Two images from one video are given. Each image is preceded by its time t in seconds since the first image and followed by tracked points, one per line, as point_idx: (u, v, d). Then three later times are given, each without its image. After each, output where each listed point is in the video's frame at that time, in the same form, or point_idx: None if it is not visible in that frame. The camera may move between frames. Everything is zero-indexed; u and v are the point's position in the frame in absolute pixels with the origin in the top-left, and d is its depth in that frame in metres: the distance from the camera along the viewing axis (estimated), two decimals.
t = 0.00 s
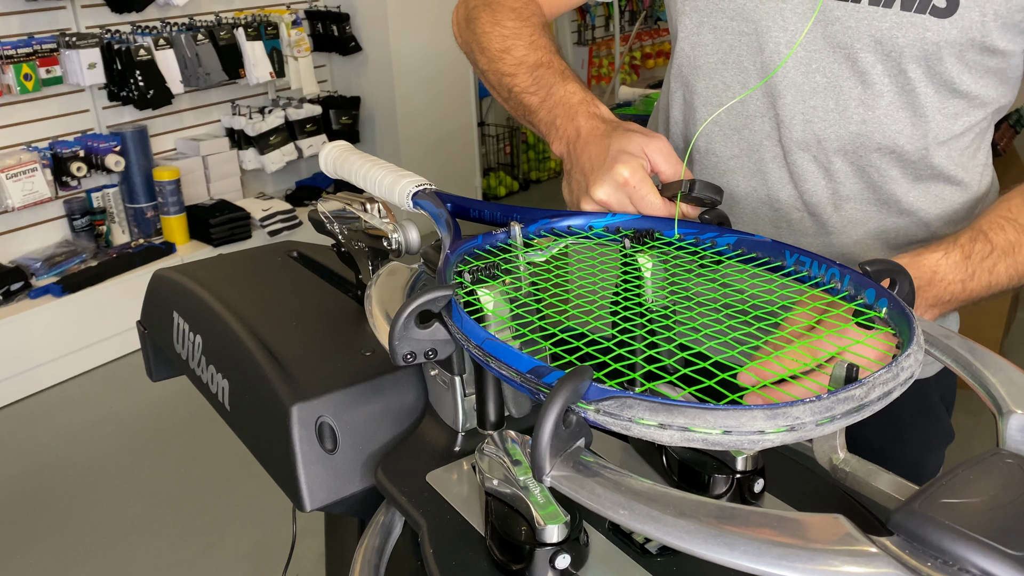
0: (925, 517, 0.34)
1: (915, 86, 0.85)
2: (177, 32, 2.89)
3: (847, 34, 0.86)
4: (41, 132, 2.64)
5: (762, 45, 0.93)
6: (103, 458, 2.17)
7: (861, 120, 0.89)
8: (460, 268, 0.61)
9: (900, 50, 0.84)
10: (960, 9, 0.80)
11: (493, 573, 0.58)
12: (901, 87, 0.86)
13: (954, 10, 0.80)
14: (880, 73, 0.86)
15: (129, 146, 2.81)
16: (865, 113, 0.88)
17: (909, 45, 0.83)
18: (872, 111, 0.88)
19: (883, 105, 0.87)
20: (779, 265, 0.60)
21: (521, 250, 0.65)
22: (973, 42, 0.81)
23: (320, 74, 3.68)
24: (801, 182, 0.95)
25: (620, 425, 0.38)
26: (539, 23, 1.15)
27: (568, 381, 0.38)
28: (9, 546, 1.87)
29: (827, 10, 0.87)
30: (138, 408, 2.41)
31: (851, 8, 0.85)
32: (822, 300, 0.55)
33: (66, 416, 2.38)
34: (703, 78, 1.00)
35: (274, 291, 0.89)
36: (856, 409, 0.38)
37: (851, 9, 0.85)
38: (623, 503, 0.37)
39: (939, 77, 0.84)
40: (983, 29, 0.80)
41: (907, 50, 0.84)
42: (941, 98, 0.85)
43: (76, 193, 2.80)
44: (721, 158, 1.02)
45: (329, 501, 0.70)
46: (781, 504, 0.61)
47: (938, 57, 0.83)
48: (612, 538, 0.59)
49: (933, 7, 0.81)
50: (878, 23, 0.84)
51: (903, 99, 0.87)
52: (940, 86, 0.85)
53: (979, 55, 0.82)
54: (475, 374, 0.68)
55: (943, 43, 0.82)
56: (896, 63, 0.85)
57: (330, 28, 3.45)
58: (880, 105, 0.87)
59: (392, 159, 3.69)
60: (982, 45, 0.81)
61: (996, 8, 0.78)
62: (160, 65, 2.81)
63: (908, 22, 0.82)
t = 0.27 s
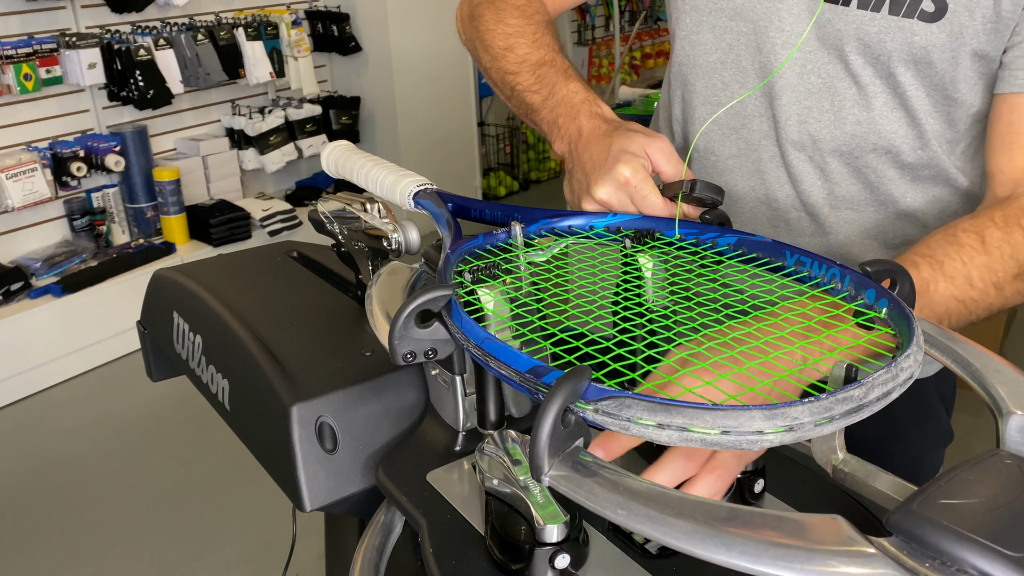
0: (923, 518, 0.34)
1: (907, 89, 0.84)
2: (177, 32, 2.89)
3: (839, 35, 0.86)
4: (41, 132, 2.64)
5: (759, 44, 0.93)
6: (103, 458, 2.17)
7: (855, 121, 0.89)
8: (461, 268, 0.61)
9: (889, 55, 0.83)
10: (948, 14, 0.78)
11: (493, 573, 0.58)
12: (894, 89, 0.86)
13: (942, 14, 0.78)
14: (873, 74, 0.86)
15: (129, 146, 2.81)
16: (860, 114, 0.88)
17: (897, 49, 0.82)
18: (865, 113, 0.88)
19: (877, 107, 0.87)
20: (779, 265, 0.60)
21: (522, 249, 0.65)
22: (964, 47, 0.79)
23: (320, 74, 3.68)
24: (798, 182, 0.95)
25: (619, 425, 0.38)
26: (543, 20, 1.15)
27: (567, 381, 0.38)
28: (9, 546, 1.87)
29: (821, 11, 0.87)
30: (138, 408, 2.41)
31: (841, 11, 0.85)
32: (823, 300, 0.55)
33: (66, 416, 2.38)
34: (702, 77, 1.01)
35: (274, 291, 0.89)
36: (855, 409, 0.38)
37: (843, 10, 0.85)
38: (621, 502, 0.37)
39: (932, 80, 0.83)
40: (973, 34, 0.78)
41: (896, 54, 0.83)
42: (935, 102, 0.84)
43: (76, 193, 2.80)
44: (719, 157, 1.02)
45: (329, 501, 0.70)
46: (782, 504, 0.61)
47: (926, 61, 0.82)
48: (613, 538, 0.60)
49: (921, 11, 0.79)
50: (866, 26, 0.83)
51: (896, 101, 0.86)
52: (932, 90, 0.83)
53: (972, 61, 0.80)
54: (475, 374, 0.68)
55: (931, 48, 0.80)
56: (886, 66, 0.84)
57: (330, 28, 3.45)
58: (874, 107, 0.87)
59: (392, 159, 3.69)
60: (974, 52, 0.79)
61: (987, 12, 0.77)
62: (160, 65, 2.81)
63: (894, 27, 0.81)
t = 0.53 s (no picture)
0: (922, 518, 0.34)
1: (895, 86, 0.84)
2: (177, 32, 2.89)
3: (827, 32, 0.86)
4: (41, 132, 2.64)
5: (751, 39, 0.93)
6: (103, 458, 2.17)
7: (844, 118, 0.89)
8: (461, 268, 0.61)
9: (876, 51, 0.83)
10: (935, 12, 0.77)
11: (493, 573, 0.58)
12: (883, 86, 0.85)
13: (928, 12, 0.78)
14: (860, 72, 0.86)
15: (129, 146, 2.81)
16: (848, 112, 0.88)
17: (885, 46, 0.82)
18: (854, 110, 0.88)
19: (866, 104, 0.87)
20: (779, 265, 0.60)
21: (522, 249, 0.65)
22: (952, 44, 0.78)
23: (320, 74, 3.68)
24: (792, 179, 0.95)
25: (618, 424, 0.38)
26: (546, 18, 1.15)
27: (565, 381, 0.38)
28: (9, 545, 1.87)
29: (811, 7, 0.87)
30: (138, 408, 2.41)
31: (830, 8, 0.85)
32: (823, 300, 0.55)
33: (66, 416, 2.38)
34: (698, 72, 1.01)
35: (274, 291, 0.89)
36: (854, 410, 0.37)
37: (829, 8, 0.85)
38: (620, 502, 0.37)
39: (920, 76, 0.82)
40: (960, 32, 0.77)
41: (884, 51, 0.83)
42: (924, 100, 0.83)
43: (76, 193, 2.80)
44: (715, 152, 1.03)
45: (329, 501, 0.70)
46: (782, 505, 0.61)
47: (915, 57, 0.81)
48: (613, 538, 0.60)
49: (907, 9, 0.79)
50: (853, 24, 0.83)
51: (886, 98, 0.86)
52: (921, 87, 0.83)
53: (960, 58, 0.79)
54: (476, 374, 0.68)
55: (918, 44, 0.80)
56: (873, 63, 0.84)
57: (330, 28, 3.45)
58: (863, 104, 0.87)
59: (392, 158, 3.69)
60: (962, 49, 0.78)
61: (972, 10, 0.76)
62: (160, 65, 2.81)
63: (882, 24, 0.81)
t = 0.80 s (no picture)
0: (921, 519, 0.34)
1: (893, 89, 0.84)
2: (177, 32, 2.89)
3: (826, 34, 0.86)
4: (41, 133, 2.64)
5: (750, 41, 0.93)
6: (103, 458, 2.17)
7: (842, 121, 0.89)
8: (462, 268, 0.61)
9: (874, 53, 0.83)
10: (933, 14, 0.77)
11: (493, 573, 0.58)
12: (880, 89, 0.85)
13: (925, 15, 0.78)
14: (858, 74, 0.86)
15: (129, 146, 2.81)
16: (846, 114, 0.88)
17: (883, 48, 0.82)
18: (852, 113, 0.88)
19: (863, 107, 0.87)
20: (780, 265, 0.60)
21: (523, 249, 0.65)
22: (950, 47, 0.78)
23: (320, 74, 3.68)
24: (791, 180, 0.95)
25: (617, 424, 0.38)
26: (548, 18, 1.15)
27: (564, 382, 0.38)
28: (10, 545, 1.87)
29: (810, 9, 0.87)
30: (138, 408, 2.41)
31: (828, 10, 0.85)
32: (823, 300, 0.55)
33: (66, 416, 2.38)
34: (698, 73, 1.01)
35: (274, 291, 0.89)
36: (852, 410, 0.37)
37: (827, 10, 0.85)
38: (619, 502, 0.37)
39: (918, 79, 0.82)
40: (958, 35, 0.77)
41: (881, 53, 0.83)
42: (922, 103, 0.83)
43: (76, 193, 2.80)
44: (714, 154, 1.03)
45: (329, 501, 0.70)
46: (782, 505, 0.61)
47: (912, 60, 0.81)
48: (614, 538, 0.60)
49: (905, 11, 0.79)
50: (852, 26, 0.83)
51: (883, 100, 0.86)
52: (919, 89, 0.83)
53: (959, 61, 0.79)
54: (477, 374, 0.68)
55: (916, 46, 0.80)
56: (871, 65, 0.84)
57: (330, 28, 3.45)
58: (860, 107, 0.87)
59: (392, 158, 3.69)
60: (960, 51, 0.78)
61: (970, 12, 0.76)
62: (160, 65, 2.81)
63: (880, 26, 0.81)
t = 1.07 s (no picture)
0: (919, 520, 0.34)
1: (894, 89, 0.84)
2: (177, 32, 2.89)
3: (827, 34, 0.86)
4: (41, 133, 2.64)
5: (752, 42, 0.93)
6: (103, 458, 2.17)
7: (842, 122, 0.89)
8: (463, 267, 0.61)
9: (878, 53, 0.83)
10: (935, 14, 0.77)
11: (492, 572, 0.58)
12: (882, 89, 0.85)
13: (928, 14, 0.78)
14: (859, 75, 0.86)
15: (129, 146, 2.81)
16: (846, 115, 0.88)
17: (886, 48, 0.82)
18: (852, 114, 0.88)
19: (864, 107, 0.87)
20: (782, 265, 0.60)
21: (524, 249, 0.65)
22: (953, 47, 0.78)
23: (320, 74, 3.68)
24: (792, 181, 0.95)
25: (615, 424, 0.38)
26: (550, 18, 1.15)
27: (561, 382, 0.38)
28: (10, 545, 1.87)
29: (811, 10, 0.87)
30: (138, 408, 2.41)
31: (830, 10, 0.85)
32: (824, 301, 0.55)
33: (66, 416, 2.39)
34: (699, 74, 1.01)
35: (274, 291, 0.89)
36: (851, 411, 0.37)
37: (829, 10, 0.85)
38: (615, 502, 0.37)
39: (920, 79, 0.82)
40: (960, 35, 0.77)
41: (884, 53, 0.83)
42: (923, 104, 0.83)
43: (76, 193, 2.80)
44: (715, 154, 1.03)
45: (329, 501, 0.70)
46: (783, 506, 0.61)
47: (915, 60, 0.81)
48: (614, 539, 0.60)
49: (908, 10, 0.79)
50: (855, 25, 0.83)
51: (884, 101, 0.86)
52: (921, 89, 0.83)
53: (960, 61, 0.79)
54: (477, 373, 0.68)
55: (918, 46, 0.80)
56: (873, 65, 0.84)
57: (330, 28, 3.45)
58: (861, 107, 0.87)
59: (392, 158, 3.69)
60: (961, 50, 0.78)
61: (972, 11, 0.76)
62: (160, 65, 2.81)
63: (882, 26, 0.81)
